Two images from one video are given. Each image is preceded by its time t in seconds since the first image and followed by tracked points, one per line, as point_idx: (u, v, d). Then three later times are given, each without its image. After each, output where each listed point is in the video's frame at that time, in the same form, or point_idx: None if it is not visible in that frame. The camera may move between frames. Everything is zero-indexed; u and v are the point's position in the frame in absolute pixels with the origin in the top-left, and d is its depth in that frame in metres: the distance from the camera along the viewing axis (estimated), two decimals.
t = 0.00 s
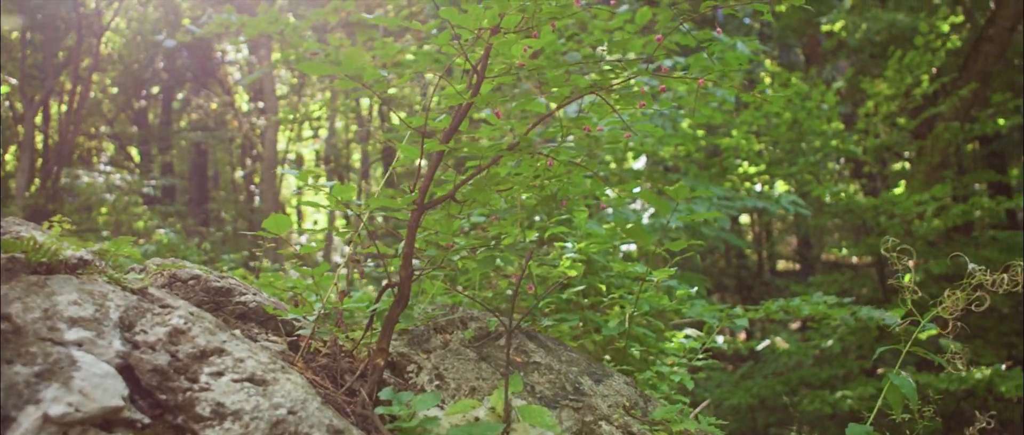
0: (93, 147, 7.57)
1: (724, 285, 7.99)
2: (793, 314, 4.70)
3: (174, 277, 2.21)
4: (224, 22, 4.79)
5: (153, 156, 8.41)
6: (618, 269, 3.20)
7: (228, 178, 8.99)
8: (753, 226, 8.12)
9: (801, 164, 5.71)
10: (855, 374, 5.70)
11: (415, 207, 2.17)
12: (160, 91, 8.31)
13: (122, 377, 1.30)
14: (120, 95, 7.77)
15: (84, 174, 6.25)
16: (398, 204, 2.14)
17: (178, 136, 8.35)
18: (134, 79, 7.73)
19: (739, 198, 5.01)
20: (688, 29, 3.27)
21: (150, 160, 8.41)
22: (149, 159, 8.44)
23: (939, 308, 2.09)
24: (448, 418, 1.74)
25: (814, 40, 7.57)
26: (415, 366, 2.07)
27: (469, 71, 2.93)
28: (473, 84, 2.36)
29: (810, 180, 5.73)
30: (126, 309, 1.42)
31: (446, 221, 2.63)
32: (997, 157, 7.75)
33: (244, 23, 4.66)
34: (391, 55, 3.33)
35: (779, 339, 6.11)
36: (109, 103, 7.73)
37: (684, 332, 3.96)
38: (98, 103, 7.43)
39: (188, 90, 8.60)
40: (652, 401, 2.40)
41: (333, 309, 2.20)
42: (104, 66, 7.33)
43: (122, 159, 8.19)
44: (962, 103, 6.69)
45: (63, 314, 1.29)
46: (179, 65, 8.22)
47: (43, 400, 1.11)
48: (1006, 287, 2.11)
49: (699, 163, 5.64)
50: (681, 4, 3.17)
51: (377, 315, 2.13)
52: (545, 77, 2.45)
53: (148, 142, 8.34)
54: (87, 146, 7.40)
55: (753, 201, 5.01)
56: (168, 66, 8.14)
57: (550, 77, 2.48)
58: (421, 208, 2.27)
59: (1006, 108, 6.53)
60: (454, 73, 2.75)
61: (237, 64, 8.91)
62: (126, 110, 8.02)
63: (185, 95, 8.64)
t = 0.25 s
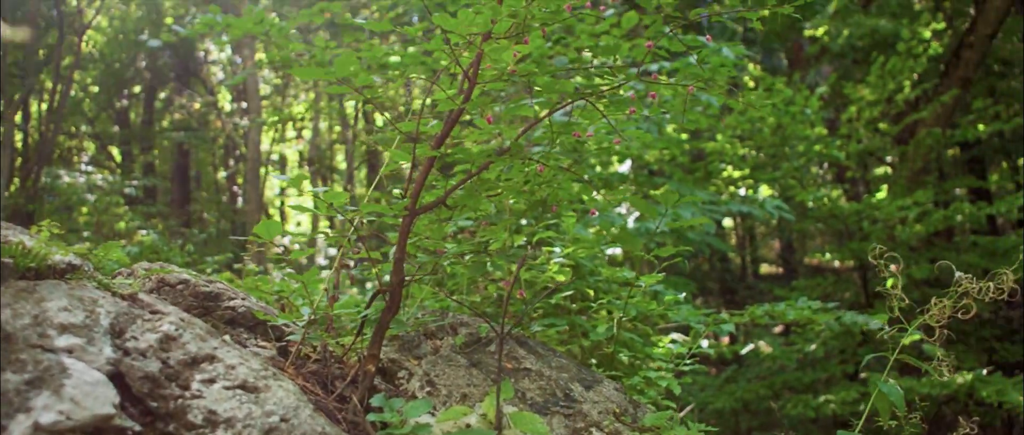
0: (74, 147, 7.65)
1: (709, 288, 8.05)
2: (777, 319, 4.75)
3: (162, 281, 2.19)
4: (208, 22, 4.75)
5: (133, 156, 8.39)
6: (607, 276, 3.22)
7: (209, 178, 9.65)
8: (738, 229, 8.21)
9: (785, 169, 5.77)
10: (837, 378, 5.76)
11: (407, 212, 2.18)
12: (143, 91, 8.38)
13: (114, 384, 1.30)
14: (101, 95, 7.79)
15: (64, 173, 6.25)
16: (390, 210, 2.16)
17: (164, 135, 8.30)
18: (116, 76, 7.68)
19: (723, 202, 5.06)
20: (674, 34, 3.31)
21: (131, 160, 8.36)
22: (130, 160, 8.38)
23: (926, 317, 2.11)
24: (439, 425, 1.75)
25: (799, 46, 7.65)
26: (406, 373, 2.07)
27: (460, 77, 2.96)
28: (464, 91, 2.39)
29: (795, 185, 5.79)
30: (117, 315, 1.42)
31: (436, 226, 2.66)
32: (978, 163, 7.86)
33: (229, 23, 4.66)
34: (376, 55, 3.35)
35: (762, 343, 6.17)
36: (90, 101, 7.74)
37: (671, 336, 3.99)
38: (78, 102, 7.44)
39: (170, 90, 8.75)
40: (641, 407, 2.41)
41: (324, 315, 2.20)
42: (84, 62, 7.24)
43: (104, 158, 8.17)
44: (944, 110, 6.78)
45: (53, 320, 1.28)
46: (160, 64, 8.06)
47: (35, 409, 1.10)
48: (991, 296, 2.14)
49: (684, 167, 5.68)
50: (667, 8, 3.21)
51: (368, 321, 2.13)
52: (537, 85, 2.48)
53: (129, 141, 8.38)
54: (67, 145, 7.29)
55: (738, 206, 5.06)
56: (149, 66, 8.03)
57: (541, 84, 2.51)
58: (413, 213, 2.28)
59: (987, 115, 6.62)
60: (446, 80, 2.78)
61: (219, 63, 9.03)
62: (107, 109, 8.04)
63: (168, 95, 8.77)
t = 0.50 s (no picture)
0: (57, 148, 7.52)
1: (693, 290, 8.13)
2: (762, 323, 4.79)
3: (151, 286, 2.18)
4: (193, 22, 4.78)
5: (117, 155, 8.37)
6: (596, 282, 3.24)
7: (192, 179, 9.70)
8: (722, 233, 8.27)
9: (769, 174, 5.83)
10: (820, 381, 5.83)
11: (400, 218, 2.20)
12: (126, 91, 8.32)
13: (106, 391, 1.31)
14: (85, 96, 7.41)
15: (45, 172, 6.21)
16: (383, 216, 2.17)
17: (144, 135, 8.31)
18: (100, 78, 7.40)
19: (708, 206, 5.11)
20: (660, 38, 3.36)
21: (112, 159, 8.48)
22: (111, 158, 8.50)
23: (914, 323, 2.14)
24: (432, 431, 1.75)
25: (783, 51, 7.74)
26: (398, 379, 2.07)
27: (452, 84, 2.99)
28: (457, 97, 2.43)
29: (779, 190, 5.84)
30: (108, 321, 1.42)
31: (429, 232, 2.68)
32: (958, 168, 7.97)
33: (215, 24, 4.72)
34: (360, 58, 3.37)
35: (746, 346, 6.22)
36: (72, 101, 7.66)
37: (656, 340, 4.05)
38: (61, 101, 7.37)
39: (153, 89, 8.74)
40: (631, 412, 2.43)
41: (315, 320, 2.19)
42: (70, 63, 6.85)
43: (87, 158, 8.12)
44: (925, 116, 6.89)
45: (44, 327, 1.27)
46: (143, 63, 8.18)
47: (25, 417, 1.08)
48: (979, 304, 2.18)
49: (670, 170, 5.72)
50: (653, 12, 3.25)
51: (360, 327, 2.13)
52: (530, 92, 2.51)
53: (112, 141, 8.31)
54: (46, 145, 7.02)
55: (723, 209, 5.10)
56: (133, 65, 8.09)
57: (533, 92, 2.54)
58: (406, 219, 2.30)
59: (967, 121, 6.73)
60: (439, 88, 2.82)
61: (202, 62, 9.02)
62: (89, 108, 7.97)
63: (150, 93, 8.76)
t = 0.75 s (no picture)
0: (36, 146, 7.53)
1: (677, 292, 8.18)
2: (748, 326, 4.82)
3: (140, 290, 2.16)
4: (181, 22, 4.83)
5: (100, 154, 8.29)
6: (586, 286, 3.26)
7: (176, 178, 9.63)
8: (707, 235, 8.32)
9: (754, 177, 5.87)
10: (803, 383, 5.88)
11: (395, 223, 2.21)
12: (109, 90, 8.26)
13: (98, 397, 1.31)
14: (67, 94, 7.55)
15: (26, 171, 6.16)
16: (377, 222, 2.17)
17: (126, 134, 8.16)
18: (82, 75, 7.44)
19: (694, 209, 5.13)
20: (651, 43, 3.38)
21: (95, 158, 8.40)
22: (94, 158, 8.42)
23: (905, 330, 2.15)
24: None
25: (768, 55, 7.80)
26: (390, 383, 2.08)
27: (446, 88, 3.00)
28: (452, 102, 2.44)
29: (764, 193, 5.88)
30: (100, 328, 1.43)
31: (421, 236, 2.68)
32: (941, 173, 8.06)
33: (203, 25, 4.78)
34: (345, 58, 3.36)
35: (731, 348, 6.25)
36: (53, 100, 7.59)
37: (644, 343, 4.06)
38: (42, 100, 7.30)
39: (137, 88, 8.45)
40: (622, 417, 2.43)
41: (307, 325, 2.18)
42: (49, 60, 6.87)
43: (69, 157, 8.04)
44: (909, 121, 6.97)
45: (35, 333, 1.26)
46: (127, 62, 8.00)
47: (17, 425, 1.08)
48: (968, 310, 2.20)
49: (657, 173, 5.73)
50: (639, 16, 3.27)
51: (352, 332, 2.13)
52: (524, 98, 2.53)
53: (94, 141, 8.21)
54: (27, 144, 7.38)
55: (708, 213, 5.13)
56: (116, 63, 7.92)
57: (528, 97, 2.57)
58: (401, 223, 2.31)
59: (950, 126, 6.81)
60: (433, 92, 2.84)
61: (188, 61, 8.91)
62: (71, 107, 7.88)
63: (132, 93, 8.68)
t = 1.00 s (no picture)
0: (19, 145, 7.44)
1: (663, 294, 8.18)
2: (735, 329, 4.84)
3: (131, 294, 2.15)
4: (169, 22, 4.88)
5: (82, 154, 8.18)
6: (578, 290, 3.28)
7: (161, 179, 9.46)
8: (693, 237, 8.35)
9: (741, 180, 5.90)
10: (788, 385, 5.92)
11: (390, 228, 2.22)
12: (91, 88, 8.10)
13: (90, 404, 1.32)
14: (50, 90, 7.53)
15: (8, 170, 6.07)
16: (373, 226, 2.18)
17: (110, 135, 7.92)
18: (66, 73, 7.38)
19: (682, 212, 5.16)
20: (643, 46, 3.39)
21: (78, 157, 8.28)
22: (77, 156, 8.31)
23: (898, 335, 2.17)
24: None
25: (755, 58, 7.85)
26: (383, 389, 2.09)
27: (439, 90, 3.00)
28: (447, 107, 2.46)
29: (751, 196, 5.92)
30: (92, 333, 1.43)
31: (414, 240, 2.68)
32: (925, 176, 8.15)
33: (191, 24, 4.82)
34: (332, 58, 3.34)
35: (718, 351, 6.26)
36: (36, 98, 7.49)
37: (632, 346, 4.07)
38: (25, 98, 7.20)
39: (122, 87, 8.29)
40: (615, 422, 2.43)
41: (299, 330, 2.17)
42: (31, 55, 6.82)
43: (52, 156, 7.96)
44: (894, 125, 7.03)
45: (27, 339, 1.26)
46: (111, 60, 7.87)
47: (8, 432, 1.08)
48: (959, 315, 2.22)
49: (644, 176, 5.74)
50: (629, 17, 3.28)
51: (345, 337, 2.13)
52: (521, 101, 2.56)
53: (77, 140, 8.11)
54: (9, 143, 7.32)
55: (696, 215, 5.17)
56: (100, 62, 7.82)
57: (524, 100, 2.58)
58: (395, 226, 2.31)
59: (935, 131, 6.88)
60: (427, 96, 2.84)
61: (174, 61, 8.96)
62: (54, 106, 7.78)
63: (118, 93, 8.39)
